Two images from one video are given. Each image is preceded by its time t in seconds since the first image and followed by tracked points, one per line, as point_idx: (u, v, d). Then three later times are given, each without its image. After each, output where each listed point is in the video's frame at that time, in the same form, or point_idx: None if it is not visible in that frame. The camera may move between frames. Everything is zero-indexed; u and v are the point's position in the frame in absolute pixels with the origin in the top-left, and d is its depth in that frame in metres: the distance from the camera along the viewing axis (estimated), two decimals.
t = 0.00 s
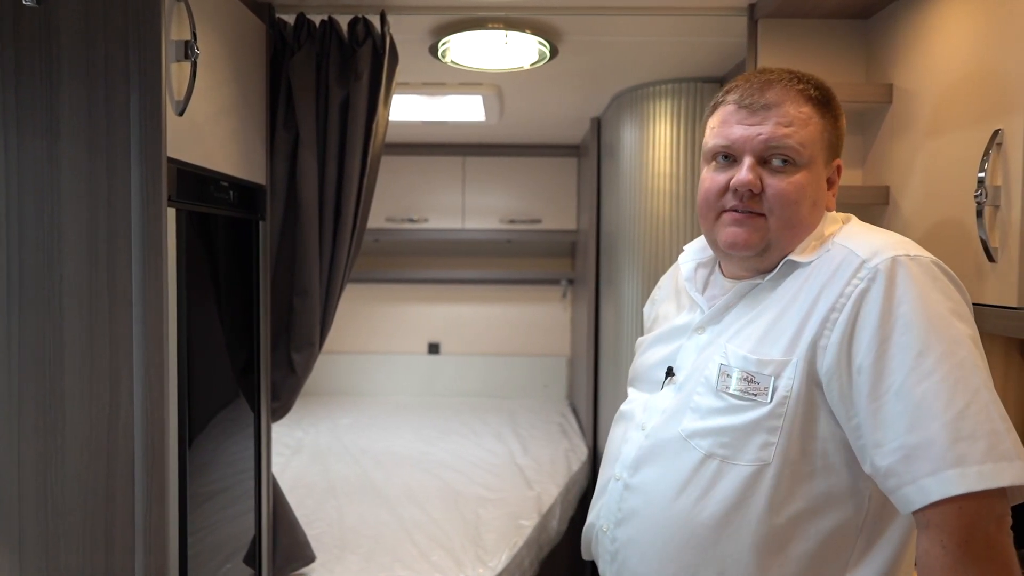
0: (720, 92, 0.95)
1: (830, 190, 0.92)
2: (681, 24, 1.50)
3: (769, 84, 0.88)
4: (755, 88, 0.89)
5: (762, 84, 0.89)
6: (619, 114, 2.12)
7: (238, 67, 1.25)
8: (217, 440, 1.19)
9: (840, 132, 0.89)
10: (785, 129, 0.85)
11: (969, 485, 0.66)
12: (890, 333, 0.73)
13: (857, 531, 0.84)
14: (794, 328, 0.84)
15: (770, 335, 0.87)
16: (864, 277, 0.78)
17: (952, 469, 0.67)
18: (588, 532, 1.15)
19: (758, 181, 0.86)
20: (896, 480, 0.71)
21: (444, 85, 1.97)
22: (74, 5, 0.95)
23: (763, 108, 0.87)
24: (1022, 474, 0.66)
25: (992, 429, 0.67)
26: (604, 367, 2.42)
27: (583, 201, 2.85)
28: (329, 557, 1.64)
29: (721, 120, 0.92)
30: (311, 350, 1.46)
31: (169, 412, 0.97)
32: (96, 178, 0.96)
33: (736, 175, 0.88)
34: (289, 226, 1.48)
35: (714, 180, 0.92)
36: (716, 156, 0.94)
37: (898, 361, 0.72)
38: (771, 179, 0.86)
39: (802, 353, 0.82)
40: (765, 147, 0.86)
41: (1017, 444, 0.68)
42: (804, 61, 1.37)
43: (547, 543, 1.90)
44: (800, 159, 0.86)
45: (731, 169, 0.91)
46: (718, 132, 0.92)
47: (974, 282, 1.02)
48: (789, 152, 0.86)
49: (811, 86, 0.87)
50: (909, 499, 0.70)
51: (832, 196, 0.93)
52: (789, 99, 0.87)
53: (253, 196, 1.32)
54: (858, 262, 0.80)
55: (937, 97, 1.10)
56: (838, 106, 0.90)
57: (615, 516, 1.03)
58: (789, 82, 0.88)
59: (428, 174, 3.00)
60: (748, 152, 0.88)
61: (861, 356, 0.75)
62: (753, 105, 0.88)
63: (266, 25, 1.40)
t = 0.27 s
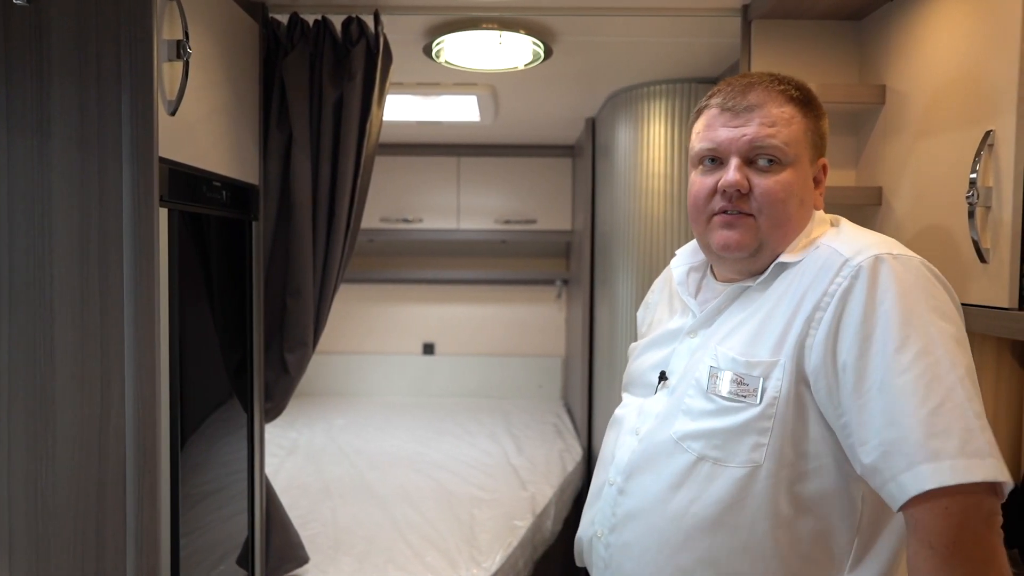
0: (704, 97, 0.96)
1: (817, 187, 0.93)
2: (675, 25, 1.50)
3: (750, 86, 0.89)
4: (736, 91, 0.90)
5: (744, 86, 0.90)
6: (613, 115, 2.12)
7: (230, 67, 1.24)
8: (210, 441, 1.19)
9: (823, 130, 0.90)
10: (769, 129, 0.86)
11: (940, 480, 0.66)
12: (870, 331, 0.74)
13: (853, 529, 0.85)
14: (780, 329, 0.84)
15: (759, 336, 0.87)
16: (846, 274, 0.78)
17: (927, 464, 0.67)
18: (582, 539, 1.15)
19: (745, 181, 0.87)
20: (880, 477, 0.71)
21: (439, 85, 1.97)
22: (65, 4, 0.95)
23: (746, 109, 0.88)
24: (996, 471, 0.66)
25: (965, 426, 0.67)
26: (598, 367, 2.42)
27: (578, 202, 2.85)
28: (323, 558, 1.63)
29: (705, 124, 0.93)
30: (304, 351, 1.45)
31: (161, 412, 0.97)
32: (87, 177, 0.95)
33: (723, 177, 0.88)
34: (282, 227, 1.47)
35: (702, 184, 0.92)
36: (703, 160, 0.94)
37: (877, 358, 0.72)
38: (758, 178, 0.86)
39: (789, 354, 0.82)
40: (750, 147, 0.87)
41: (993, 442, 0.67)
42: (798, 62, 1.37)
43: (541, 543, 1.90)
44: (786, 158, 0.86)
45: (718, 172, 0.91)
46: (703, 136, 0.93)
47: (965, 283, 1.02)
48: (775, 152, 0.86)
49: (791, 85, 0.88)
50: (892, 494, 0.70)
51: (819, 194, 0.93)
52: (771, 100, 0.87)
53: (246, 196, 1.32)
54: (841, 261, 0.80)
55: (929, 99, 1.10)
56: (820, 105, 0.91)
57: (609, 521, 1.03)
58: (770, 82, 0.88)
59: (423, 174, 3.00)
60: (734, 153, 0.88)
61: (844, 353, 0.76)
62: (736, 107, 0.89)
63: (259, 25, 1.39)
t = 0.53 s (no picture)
0: (697, 101, 0.96)
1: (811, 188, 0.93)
2: (669, 27, 1.51)
3: (745, 90, 0.89)
4: (731, 95, 0.90)
5: (739, 90, 0.90)
6: (608, 116, 2.12)
7: (223, 67, 1.24)
8: (203, 443, 1.18)
9: (817, 133, 0.90)
10: (765, 133, 0.86)
11: (957, 484, 0.67)
12: (875, 334, 0.74)
13: (849, 531, 0.85)
14: (781, 331, 0.84)
15: (757, 337, 0.87)
16: (850, 278, 0.79)
17: (941, 468, 0.67)
18: (578, 540, 1.15)
19: (743, 186, 0.87)
20: (885, 481, 0.72)
21: (433, 85, 1.97)
22: (56, 3, 0.94)
23: (741, 114, 0.88)
24: (1010, 471, 0.67)
25: (978, 428, 0.68)
26: (592, 368, 2.43)
27: (572, 202, 2.85)
28: (316, 559, 1.63)
29: (699, 129, 0.93)
30: (298, 353, 1.45)
31: (153, 413, 0.96)
32: (78, 178, 0.95)
33: (720, 182, 0.88)
34: (276, 228, 1.47)
35: (698, 189, 0.92)
36: (697, 164, 0.94)
37: (883, 362, 0.73)
38: (756, 183, 0.87)
39: (790, 356, 0.83)
40: (747, 152, 0.87)
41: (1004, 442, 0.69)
42: (790, 64, 1.38)
43: (535, 543, 1.90)
44: (782, 162, 0.86)
45: (714, 176, 0.91)
46: (699, 141, 0.92)
47: (955, 284, 1.03)
48: (771, 156, 0.86)
49: (785, 89, 0.88)
50: (899, 498, 0.70)
51: (813, 195, 0.94)
52: (765, 104, 0.88)
53: (239, 196, 1.31)
54: (844, 265, 0.80)
55: (920, 101, 1.11)
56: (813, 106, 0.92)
57: (605, 522, 1.03)
58: (764, 86, 0.88)
59: (417, 175, 2.99)
60: (730, 158, 0.89)
61: (847, 357, 0.76)
62: (731, 112, 0.89)
63: (252, 25, 1.39)
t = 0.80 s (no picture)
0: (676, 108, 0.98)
1: (788, 193, 0.88)
2: (663, 27, 1.51)
3: (703, 99, 0.90)
4: (692, 104, 0.91)
5: (699, 99, 0.91)
6: (603, 116, 2.12)
7: (217, 67, 1.24)
8: (197, 444, 1.18)
9: (786, 136, 0.86)
10: (709, 143, 0.87)
11: (941, 484, 0.67)
12: (866, 335, 0.74)
13: (841, 530, 0.86)
14: (773, 331, 0.84)
15: (750, 337, 0.88)
16: (842, 279, 0.79)
17: (925, 469, 0.68)
18: (572, 539, 1.15)
19: (687, 196, 0.88)
20: (873, 481, 0.72)
21: (428, 85, 1.97)
22: (47, 2, 0.94)
23: (694, 123, 0.89)
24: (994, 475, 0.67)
25: (964, 429, 0.68)
26: (588, 368, 2.43)
27: (567, 202, 2.85)
28: (311, 560, 1.63)
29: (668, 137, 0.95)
30: (292, 353, 1.44)
31: (146, 414, 0.96)
32: (70, 178, 0.94)
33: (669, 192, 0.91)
34: (270, 227, 1.46)
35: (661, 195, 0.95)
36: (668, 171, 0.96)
37: (873, 363, 0.73)
38: (699, 193, 0.87)
39: (782, 356, 0.83)
40: (693, 162, 0.88)
41: (991, 444, 0.68)
42: (784, 65, 1.38)
43: (530, 543, 1.90)
44: (727, 171, 0.86)
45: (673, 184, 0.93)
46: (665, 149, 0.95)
47: (948, 284, 1.03)
48: (714, 167, 0.86)
49: (743, 95, 0.86)
50: (886, 498, 0.71)
51: (791, 199, 0.89)
52: (717, 113, 0.87)
53: (232, 197, 1.31)
54: (836, 266, 0.81)
55: (913, 102, 1.11)
56: (789, 107, 0.87)
57: (598, 521, 1.03)
58: (720, 94, 0.88)
59: (413, 174, 2.99)
60: (682, 168, 0.90)
61: (838, 358, 0.76)
62: (687, 121, 0.91)
63: (246, 24, 1.39)
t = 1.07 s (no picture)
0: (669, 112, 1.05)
1: (763, 181, 0.90)
2: (659, 27, 1.51)
3: (681, 98, 0.96)
4: (674, 102, 0.98)
5: (679, 99, 0.97)
6: (599, 116, 2.12)
7: (212, 66, 1.23)
8: (192, 444, 1.17)
9: (753, 125, 0.89)
10: (678, 135, 0.92)
11: (937, 483, 0.67)
12: (858, 335, 0.74)
13: (835, 529, 0.86)
14: (765, 333, 0.84)
15: (742, 339, 0.88)
16: (833, 279, 0.79)
17: (921, 468, 0.68)
18: (567, 541, 1.15)
19: (661, 184, 0.94)
20: (868, 481, 0.72)
21: (424, 85, 1.96)
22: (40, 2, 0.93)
23: (670, 119, 0.96)
24: (988, 472, 0.68)
25: (958, 427, 0.68)
26: (584, 368, 2.43)
27: (564, 202, 2.85)
28: (306, 560, 1.62)
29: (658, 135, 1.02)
30: (288, 353, 1.44)
31: (140, 414, 0.95)
32: (64, 177, 0.94)
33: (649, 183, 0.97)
34: (265, 228, 1.46)
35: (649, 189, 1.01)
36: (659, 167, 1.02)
37: (866, 363, 0.73)
38: (671, 180, 0.93)
39: (773, 357, 0.83)
40: (666, 154, 0.94)
41: (984, 441, 0.69)
42: (780, 65, 1.39)
43: (526, 543, 1.90)
44: (693, 159, 0.91)
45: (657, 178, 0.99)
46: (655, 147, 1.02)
47: (943, 284, 1.04)
48: (682, 155, 0.92)
49: (714, 90, 0.92)
50: (881, 499, 0.71)
51: (768, 188, 0.90)
52: (690, 107, 0.93)
53: (228, 197, 1.30)
54: (827, 266, 0.81)
55: (908, 103, 1.12)
56: (759, 100, 0.90)
57: (593, 522, 1.02)
58: (695, 92, 0.94)
59: (409, 174, 2.99)
60: (660, 160, 0.96)
61: (830, 358, 0.76)
62: (667, 118, 0.97)
63: (241, 24, 1.38)
